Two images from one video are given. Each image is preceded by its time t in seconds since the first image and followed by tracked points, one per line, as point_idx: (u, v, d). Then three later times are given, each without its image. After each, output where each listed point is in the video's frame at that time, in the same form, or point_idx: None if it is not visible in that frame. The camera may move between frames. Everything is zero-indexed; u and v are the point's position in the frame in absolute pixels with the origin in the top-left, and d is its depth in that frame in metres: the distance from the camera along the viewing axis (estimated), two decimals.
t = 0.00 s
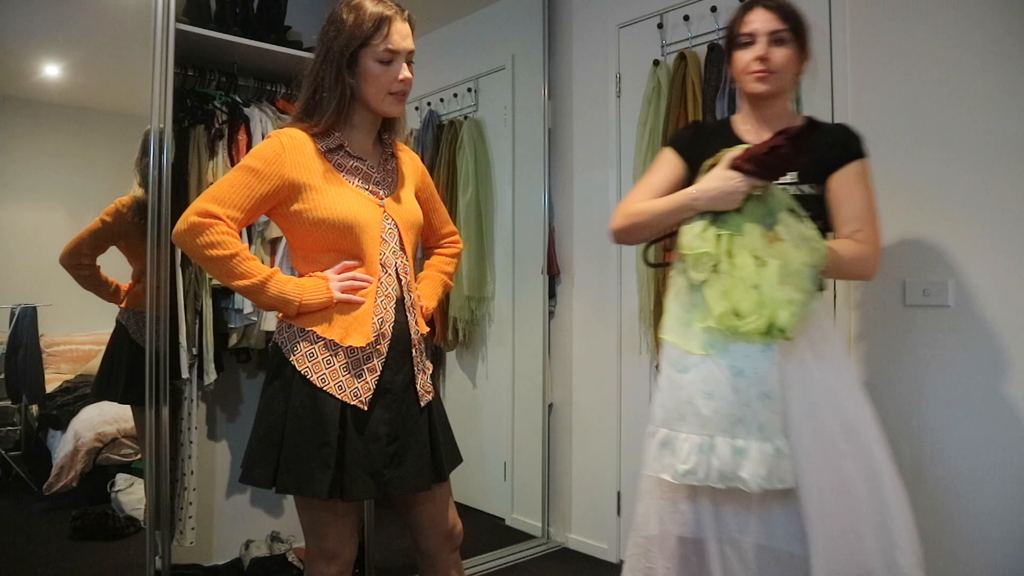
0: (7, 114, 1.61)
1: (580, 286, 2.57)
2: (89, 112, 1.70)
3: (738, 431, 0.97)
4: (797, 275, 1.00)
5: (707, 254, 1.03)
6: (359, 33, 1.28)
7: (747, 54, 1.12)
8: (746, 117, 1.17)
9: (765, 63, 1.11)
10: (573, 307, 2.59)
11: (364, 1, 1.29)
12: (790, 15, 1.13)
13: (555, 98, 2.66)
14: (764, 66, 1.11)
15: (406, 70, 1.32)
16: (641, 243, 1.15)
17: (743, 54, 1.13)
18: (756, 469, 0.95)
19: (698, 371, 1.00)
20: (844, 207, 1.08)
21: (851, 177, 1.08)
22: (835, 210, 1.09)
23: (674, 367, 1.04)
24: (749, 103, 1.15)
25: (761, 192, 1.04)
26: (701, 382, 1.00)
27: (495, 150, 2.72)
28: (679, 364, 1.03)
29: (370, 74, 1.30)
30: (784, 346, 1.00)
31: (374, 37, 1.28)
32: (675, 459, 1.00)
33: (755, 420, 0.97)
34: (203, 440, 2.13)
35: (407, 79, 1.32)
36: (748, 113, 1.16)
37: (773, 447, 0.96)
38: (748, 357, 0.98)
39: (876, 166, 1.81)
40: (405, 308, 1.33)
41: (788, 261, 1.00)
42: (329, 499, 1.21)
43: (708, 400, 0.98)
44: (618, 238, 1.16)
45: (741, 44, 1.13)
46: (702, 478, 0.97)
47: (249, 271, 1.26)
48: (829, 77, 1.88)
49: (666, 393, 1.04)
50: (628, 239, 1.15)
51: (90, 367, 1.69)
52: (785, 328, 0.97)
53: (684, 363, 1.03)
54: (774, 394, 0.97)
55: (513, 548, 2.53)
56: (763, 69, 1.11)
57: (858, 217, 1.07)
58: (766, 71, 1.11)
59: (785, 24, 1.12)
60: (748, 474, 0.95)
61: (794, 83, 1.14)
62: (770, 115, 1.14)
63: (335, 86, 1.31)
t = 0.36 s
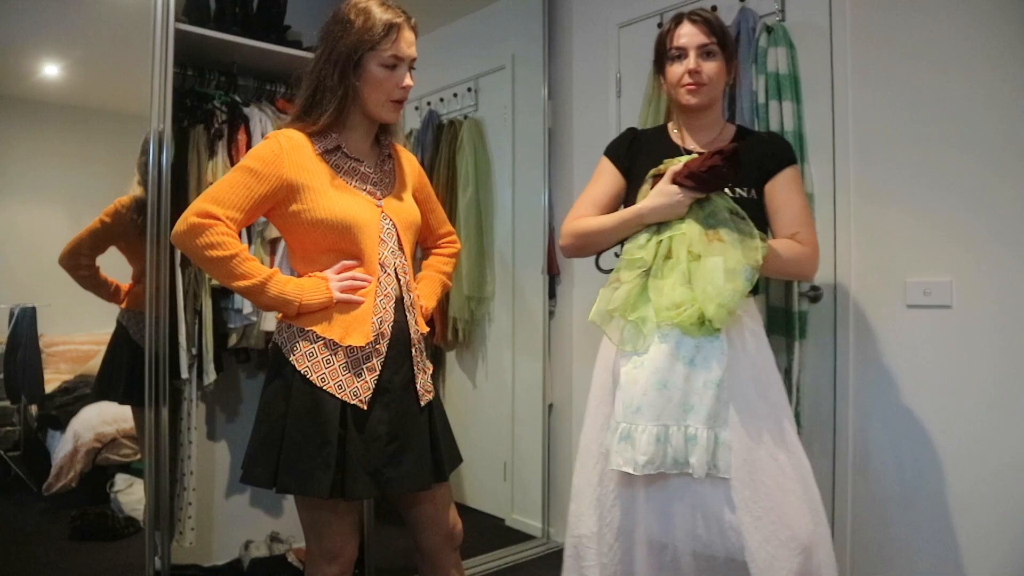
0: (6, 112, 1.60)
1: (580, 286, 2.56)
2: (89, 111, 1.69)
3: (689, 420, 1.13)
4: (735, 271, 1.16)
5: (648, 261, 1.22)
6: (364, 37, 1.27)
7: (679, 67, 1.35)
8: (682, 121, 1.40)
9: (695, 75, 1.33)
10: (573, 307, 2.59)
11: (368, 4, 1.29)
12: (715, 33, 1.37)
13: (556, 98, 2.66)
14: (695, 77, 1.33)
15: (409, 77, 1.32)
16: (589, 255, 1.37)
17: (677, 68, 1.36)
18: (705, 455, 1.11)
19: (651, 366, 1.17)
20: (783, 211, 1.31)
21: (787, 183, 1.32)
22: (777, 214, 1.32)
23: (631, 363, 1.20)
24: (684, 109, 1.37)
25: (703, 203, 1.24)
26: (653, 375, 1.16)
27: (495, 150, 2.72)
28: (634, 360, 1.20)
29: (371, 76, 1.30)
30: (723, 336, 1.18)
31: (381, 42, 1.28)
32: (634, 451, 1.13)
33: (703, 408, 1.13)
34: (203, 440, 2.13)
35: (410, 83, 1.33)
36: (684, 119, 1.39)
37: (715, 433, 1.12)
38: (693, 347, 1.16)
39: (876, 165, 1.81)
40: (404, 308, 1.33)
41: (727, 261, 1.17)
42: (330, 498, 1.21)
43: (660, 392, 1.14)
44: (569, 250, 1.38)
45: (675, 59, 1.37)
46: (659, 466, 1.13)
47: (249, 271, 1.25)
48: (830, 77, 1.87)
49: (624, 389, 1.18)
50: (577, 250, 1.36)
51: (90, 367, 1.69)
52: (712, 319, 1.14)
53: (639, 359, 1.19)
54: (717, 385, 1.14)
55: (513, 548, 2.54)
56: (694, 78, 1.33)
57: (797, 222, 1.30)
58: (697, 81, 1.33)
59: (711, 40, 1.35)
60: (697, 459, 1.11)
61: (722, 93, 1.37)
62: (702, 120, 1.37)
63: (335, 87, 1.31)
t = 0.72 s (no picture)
0: (6, 113, 1.60)
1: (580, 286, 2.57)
2: (89, 111, 1.70)
3: (672, 419, 1.13)
4: (714, 271, 1.17)
5: (629, 259, 1.23)
6: (366, 40, 1.27)
7: (665, 68, 1.36)
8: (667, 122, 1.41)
9: (681, 76, 1.33)
10: (573, 307, 2.59)
11: (371, 6, 1.29)
12: (701, 33, 1.37)
13: (556, 98, 2.66)
14: (681, 77, 1.33)
15: (410, 79, 1.32)
16: (573, 251, 1.37)
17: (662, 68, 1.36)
18: (688, 455, 1.10)
19: (634, 366, 1.18)
20: (763, 217, 1.32)
21: (769, 188, 1.33)
22: (756, 219, 1.33)
23: (614, 363, 1.21)
24: (670, 109, 1.38)
25: (688, 203, 1.25)
26: (637, 375, 1.17)
27: (495, 150, 2.72)
28: (617, 359, 1.21)
29: (372, 77, 1.30)
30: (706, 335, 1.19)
31: (383, 44, 1.28)
32: (617, 449, 1.15)
33: (685, 407, 1.12)
34: (203, 440, 2.13)
35: (411, 85, 1.33)
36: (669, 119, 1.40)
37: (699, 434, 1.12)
38: (675, 343, 1.17)
39: (876, 165, 1.81)
40: (403, 308, 1.33)
41: (707, 261, 1.18)
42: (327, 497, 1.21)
43: (643, 389, 1.16)
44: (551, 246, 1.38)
45: (661, 60, 1.37)
46: (642, 466, 1.13)
47: (247, 271, 1.25)
48: (830, 77, 1.87)
49: (608, 388, 1.19)
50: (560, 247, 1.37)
51: (90, 367, 1.69)
52: (693, 318, 1.14)
53: (621, 358, 1.20)
54: (699, 383, 1.14)
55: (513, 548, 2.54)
56: (680, 79, 1.33)
57: (774, 228, 1.31)
58: (683, 83, 1.33)
59: (698, 40, 1.36)
60: (681, 459, 1.10)
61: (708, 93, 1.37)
62: (687, 120, 1.38)
63: (336, 88, 1.31)
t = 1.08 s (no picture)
0: (6, 113, 1.60)
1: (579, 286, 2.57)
2: (90, 111, 1.70)
3: (666, 420, 1.13)
4: (712, 274, 1.18)
5: (628, 260, 1.24)
6: (368, 41, 1.27)
7: (669, 73, 1.36)
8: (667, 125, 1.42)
9: (684, 83, 1.33)
10: (572, 308, 2.60)
11: (372, 8, 1.29)
12: (709, 37, 1.36)
13: (555, 98, 2.67)
14: (685, 84, 1.33)
15: (410, 81, 1.33)
16: (571, 249, 1.37)
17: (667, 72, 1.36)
18: (681, 456, 1.11)
19: (628, 366, 1.18)
20: (760, 223, 1.33)
21: (765, 199, 1.33)
22: (751, 227, 1.34)
23: (609, 363, 1.21)
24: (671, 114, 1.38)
25: (687, 205, 1.25)
26: (631, 376, 1.17)
27: (495, 150, 2.71)
28: (612, 359, 1.21)
29: (372, 79, 1.30)
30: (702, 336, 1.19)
31: (383, 45, 1.28)
32: (610, 449, 1.15)
33: (679, 409, 1.13)
34: (203, 439, 2.13)
35: (411, 87, 1.33)
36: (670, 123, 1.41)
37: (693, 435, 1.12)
38: (672, 344, 1.17)
39: (875, 166, 1.81)
40: (400, 309, 1.33)
41: (705, 263, 1.18)
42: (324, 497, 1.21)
43: (635, 389, 1.16)
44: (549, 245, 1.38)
45: (666, 64, 1.37)
46: (633, 466, 1.13)
47: (246, 271, 1.26)
48: (830, 77, 1.88)
49: (602, 388, 1.20)
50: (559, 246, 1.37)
51: (90, 367, 1.70)
52: (692, 321, 1.15)
53: (617, 358, 1.20)
54: (693, 385, 1.14)
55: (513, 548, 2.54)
56: (684, 86, 1.33)
57: (770, 235, 1.32)
58: (685, 90, 1.33)
59: (705, 46, 1.35)
60: (674, 460, 1.11)
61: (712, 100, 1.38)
62: (688, 125, 1.39)
63: (337, 90, 1.31)
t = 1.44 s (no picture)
0: (6, 113, 1.60)
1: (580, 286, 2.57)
2: (89, 111, 1.70)
3: (679, 420, 1.13)
4: (718, 272, 1.18)
5: (633, 260, 1.23)
6: (367, 42, 1.27)
7: (688, 70, 1.33)
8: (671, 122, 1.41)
9: (706, 81, 1.33)
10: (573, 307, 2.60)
11: (371, 8, 1.29)
12: (718, 36, 1.37)
13: (555, 98, 2.66)
14: (706, 82, 1.33)
15: (410, 81, 1.33)
16: (571, 251, 1.37)
17: (685, 68, 1.34)
18: (696, 456, 1.11)
19: (638, 367, 1.17)
20: (762, 218, 1.33)
21: (765, 192, 1.34)
22: (753, 221, 1.34)
23: (617, 364, 1.20)
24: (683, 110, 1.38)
25: (688, 204, 1.25)
26: (642, 376, 1.17)
27: (495, 150, 2.72)
28: (621, 360, 1.20)
29: (371, 79, 1.30)
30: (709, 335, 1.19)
31: (382, 46, 1.28)
32: (623, 451, 1.14)
33: (691, 408, 1.13)
34: (203, 439, 2.13)
35: (410, 87, 1.33)
36: (675, 120, 1.40)
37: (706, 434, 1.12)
38: (679, 344, 1.17)
39: (875, 166, 1.81)
40: (400, 309, 1.33)
41: (711, 262, 1.18)
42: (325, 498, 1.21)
43: (648, 390, 1.16)
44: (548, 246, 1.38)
45: (683, 60, 1.34)
46: (648, 467, 1.13)
47: (245, 271, 1.26)
48: (830, 77, 1.87)
49: (612, 389, 1.19)
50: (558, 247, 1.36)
51: (90, 367, 1.69)
52: (701, 319, 1.15)
53: (626, 359, 1.19)
54: (704, 383, 1.14)
55: (513, 548, 2.54)
56: (706, 84, 1.33)
57: (773, 229, 1.32)
58: (705, 88, 1.33)
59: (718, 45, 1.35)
60: (689, 459, 1.11)
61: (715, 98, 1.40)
62: (694, 122, 1.40)
63: (336, 90, 1.31)
